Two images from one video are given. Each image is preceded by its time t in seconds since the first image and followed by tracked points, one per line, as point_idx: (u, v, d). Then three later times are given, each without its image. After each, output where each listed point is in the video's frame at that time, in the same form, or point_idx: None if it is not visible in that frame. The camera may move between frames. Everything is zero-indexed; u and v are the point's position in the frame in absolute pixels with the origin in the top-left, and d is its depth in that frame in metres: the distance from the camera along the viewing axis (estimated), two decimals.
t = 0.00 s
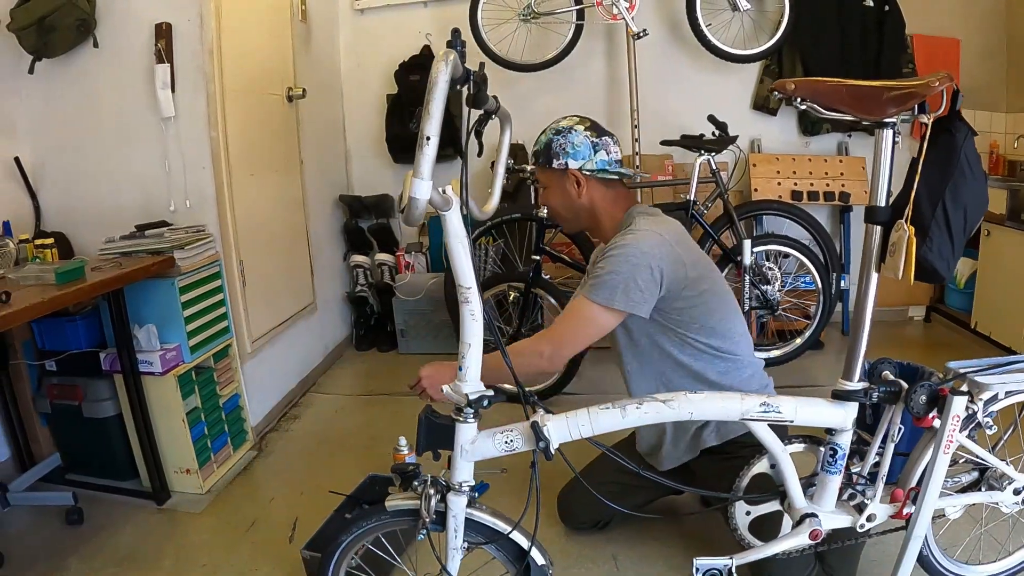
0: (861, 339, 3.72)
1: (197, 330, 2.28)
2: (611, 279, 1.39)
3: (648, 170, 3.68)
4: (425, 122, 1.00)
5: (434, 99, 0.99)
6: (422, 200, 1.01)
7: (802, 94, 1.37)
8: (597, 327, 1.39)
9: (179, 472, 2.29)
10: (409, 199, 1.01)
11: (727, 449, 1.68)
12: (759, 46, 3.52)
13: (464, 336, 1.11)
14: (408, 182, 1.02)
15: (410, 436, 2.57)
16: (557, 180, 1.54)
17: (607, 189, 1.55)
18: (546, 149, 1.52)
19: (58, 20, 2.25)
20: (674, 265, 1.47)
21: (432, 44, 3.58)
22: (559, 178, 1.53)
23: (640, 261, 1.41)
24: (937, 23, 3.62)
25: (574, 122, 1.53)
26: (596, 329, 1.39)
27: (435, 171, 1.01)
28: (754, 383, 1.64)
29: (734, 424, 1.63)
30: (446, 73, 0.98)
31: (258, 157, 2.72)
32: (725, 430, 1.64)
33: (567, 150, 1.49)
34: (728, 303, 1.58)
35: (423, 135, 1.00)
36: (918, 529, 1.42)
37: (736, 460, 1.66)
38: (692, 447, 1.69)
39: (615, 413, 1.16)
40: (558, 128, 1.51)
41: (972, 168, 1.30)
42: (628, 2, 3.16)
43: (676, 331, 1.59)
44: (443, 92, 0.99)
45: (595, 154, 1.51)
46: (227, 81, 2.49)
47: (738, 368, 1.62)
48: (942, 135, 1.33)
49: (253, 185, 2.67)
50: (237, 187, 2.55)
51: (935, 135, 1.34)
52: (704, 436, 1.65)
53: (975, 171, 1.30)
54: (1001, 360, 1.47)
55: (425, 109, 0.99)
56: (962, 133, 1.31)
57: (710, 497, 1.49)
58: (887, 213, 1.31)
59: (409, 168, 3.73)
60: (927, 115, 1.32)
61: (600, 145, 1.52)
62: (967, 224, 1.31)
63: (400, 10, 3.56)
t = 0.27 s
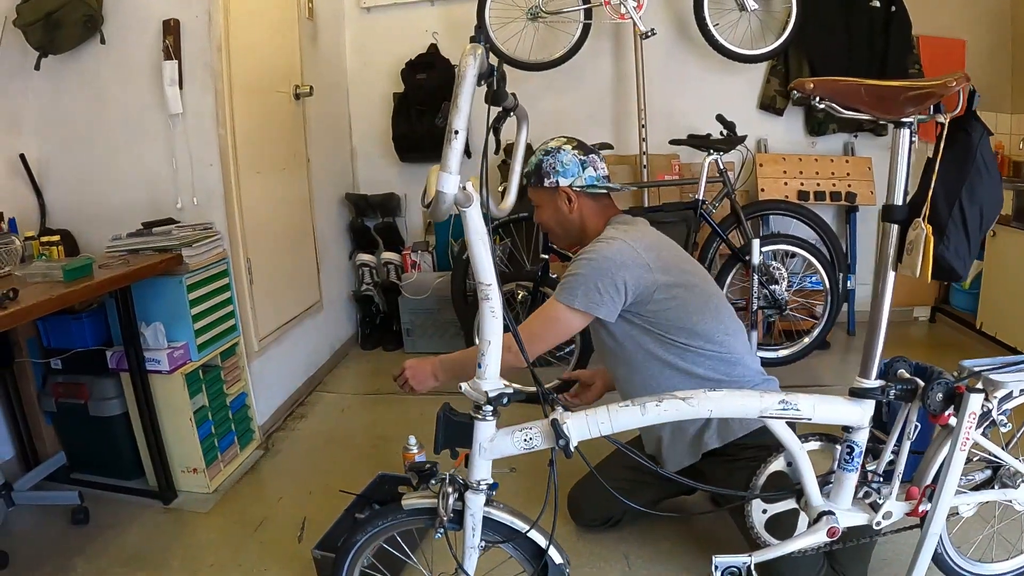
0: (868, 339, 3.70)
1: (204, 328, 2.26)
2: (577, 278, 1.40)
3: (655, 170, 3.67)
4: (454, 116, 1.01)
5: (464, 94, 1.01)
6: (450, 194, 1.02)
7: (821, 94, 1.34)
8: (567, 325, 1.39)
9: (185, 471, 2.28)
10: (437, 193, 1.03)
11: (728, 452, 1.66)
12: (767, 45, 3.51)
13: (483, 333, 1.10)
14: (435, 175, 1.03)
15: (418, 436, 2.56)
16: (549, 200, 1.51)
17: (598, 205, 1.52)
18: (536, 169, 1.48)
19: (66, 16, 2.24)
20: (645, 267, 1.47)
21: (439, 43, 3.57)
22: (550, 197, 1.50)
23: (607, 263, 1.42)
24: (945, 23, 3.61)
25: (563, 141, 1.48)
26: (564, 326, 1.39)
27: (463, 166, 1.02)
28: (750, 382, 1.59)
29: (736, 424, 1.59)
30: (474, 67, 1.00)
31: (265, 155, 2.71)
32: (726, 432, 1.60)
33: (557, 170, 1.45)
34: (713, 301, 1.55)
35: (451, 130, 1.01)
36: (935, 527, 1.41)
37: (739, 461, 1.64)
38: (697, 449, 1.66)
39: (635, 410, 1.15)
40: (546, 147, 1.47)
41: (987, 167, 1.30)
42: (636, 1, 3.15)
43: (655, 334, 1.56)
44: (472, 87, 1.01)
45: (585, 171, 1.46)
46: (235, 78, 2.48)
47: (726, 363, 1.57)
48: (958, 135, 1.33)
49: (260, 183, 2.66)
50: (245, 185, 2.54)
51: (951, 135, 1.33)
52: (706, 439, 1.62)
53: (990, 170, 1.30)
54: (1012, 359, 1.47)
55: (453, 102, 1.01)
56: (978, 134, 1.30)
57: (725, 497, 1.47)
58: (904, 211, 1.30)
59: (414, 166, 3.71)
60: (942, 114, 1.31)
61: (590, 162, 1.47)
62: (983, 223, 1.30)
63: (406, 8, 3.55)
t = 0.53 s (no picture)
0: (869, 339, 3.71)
1: (209, 327, 2.26)
2: (583, 274, 1.41)
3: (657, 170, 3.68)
4: (468, 120, 1.02)
5: (478, 96, 1.03)
6: (464, 198, 1.03)
7: (828, 97, 1.36)
8: (573, 321, 1.40)
9: (190, 470, 2.29)
10: (451, 197, 1.04)
11: (730, 451, 1.67)
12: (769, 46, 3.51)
13: (493, 335, 1.11)
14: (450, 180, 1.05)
15: (422, 435, 2.57)
16: (553, 207, 1.51)
17: (602, 211, 1.53)
18: (539, 178, 1.48)
19: (70, 16, 2.24)
20: (649, 265, 1.48)
21: (441, 43, 3.57)
22: (554, 203, 1.50)
23: (612, 259, 1.42)
24: (946, 24, 3.62)
25: (564, 149, 1.48)
26: (572, 322, 1.40)
27: (476, 170, 1.03)
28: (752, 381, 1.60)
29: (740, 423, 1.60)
30: (488, 73, 1.02)
31: (269, 154, 2.72)
32: (730, 430, 1.61)
33: (561, 177, 1.45)
34: (716, 298, 1.56)
35: (464, 135, 1.02)
36: (938, 526, 1.42)
37: (742, 460, 1.65)
38: (701, 447, 1.67)
39: (642, 411, 1.15)
40: (550, 156, 1.47)
41: (992, 170, 1.30)
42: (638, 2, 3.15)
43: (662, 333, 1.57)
44: (486, 92, 1.03)
45: (589, 178, 1.46)
46: (239, 78, 2.48)
47: (730, 359, 1.57)
48: (964, 139, 1.32)
49: (264, 183, 2.66)
50: (249, 184, 2.54)
51: (958, 140, 1.33)
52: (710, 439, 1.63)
53: (995, 174, 1.30)
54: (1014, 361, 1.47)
55: (467, 107, 1.02)
56: (984, 138, 1.30)
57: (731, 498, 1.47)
58: (910, 215, 1.31)
59: (416, 166, 3.72)
60: (949, 119, 1.31)
61: (592, 170, 1.47)
62: (988, 226, 1.30)
63: (409, 8, 3.55)
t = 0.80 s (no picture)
0: (863, 337, 3.73)
1: (205, 324, 2.27)
2: (582, 270, 1.42)
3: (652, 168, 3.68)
4: (467, 120, 1.03)
5: (476, 94, 1.03)
6: (463, 196, 1.04)
7: (821, 99, 1.39)
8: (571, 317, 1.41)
9: (186, 467, 2.29)
10: (450, 195, 1.04)
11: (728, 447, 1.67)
12: (765, 45, 3.53)
13: (490, 332, 1.12)
14: (448, 179, 1.05)
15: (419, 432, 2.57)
16: (550, 206, 1.50)
17: (596, 210, 1.54)
18: (537, 176, 1.47)
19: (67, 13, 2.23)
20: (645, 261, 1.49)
21: (438, 40, 3.57)
22: (551, 202, 1.50)
23: (610, 255, 1.44)
24: (942, 23, 3.63)
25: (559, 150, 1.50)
26: (569, 321, 1.41)
27: (475, 167, 1.04)
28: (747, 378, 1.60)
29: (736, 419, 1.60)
30: (489, 73, 1.02)
31: (266, 151, 2.72)
32: (726, 427, 1.61)
33: (559, 176, 1.45)
34: (711, 294, 1.57)
35: (464, 133, 1.03)
36: (930, 522, 1.43)
37: (737, 456, 1.66)
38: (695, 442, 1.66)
39: (637, 407, 1.16)
40: (546, 155, 1.48)
41: (984, 170, 1.31)
42: None
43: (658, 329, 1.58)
44: (485, 90, 1.03)
45: (586, 177, 1.48)
46: (236, 75, 2.48)
47: (725, 354, 1.58)
48: (956, 140, 1.33)
49: (260, 180, 2.66)
50: (246, 181, 2.54)
51: (950, 140, 1.34)
52: (707, 433, 1.62)
53: (987, 176, 1.31)
54: (1007, 358, 1.48)
55: (467, 106, 1.03)
56: (975, 139, 1.31)
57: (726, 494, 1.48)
58: (903, 215, 1.32)
59: (412, 164, 3.72)
60: (941, 121, 1.32)
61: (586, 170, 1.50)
62: (978, 228, 1.32)
63: (406, 5, 3.55)
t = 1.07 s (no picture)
0: (851, 334, 3.75)
1: (193, 322, 2.26)
2: (668, 262, 1.39)
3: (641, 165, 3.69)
4: (451, 120, 1.02)
5: (460, 94, 1.02)
6: (447, 197, 1.04)
7: (812, 96, 1.38)
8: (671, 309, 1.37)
9: (174, 465, 2.28)
10: (433, 196, 1.04)
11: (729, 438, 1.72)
12: (754, 42, 3.53)
13: (477, 332, 1.12)
14: (432, 179, 1.05)
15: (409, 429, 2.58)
16: (592, 176, 1.49)
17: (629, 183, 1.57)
18: (580, 144, 1.46)
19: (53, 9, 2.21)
20: (700, 243, 1.48)
21: (427, 36, 3.56)
22: (594, 172, 1.49)
23: (673, 241, 1.42)
24: (930, 21, 3.65)
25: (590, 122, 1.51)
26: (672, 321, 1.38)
27: (459, 168, 1.04)
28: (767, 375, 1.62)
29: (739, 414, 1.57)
30: (472, 71, 1.02)
31: (254, 148, 2.70)
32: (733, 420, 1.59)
33: (602, 144, 1.47)
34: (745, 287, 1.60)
35: (448, 134, 1.02)
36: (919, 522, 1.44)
37: (742, 449, 1.65)
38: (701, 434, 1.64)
39: (625, 407, 1.17)
40: (584, 124, 1.48)
41: (975, 171, 1.32)
42: None
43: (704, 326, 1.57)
44: (469, 89, 1.02)
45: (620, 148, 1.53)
46: (224, 72, 2.47)
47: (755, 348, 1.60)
48: (947, 140, 1.35)
49: (249, 177, 2.65)
50: (234, 179, 2.53)
51: (941, 139, 1.35)
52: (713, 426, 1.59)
53: (978, 175, 1.32)
54: (995, 356, 1.49)
55: (450, 104, 1.02)
56: (966, 138, 1.32)
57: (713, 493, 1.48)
58: (892, 215, 1.33)
59: (402, 160, 3.71)
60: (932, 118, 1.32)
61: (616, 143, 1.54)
62: (968, 227, 1.32)
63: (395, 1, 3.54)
